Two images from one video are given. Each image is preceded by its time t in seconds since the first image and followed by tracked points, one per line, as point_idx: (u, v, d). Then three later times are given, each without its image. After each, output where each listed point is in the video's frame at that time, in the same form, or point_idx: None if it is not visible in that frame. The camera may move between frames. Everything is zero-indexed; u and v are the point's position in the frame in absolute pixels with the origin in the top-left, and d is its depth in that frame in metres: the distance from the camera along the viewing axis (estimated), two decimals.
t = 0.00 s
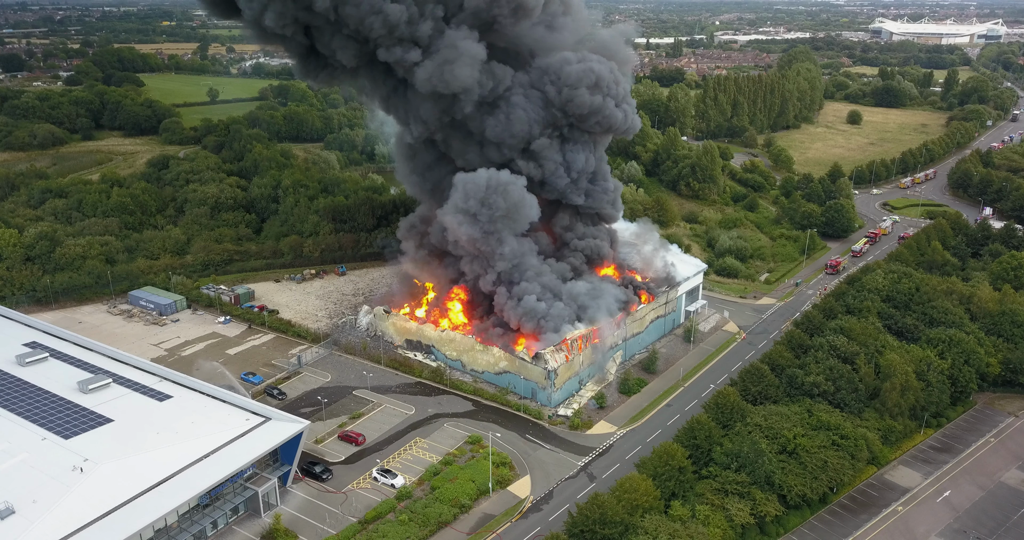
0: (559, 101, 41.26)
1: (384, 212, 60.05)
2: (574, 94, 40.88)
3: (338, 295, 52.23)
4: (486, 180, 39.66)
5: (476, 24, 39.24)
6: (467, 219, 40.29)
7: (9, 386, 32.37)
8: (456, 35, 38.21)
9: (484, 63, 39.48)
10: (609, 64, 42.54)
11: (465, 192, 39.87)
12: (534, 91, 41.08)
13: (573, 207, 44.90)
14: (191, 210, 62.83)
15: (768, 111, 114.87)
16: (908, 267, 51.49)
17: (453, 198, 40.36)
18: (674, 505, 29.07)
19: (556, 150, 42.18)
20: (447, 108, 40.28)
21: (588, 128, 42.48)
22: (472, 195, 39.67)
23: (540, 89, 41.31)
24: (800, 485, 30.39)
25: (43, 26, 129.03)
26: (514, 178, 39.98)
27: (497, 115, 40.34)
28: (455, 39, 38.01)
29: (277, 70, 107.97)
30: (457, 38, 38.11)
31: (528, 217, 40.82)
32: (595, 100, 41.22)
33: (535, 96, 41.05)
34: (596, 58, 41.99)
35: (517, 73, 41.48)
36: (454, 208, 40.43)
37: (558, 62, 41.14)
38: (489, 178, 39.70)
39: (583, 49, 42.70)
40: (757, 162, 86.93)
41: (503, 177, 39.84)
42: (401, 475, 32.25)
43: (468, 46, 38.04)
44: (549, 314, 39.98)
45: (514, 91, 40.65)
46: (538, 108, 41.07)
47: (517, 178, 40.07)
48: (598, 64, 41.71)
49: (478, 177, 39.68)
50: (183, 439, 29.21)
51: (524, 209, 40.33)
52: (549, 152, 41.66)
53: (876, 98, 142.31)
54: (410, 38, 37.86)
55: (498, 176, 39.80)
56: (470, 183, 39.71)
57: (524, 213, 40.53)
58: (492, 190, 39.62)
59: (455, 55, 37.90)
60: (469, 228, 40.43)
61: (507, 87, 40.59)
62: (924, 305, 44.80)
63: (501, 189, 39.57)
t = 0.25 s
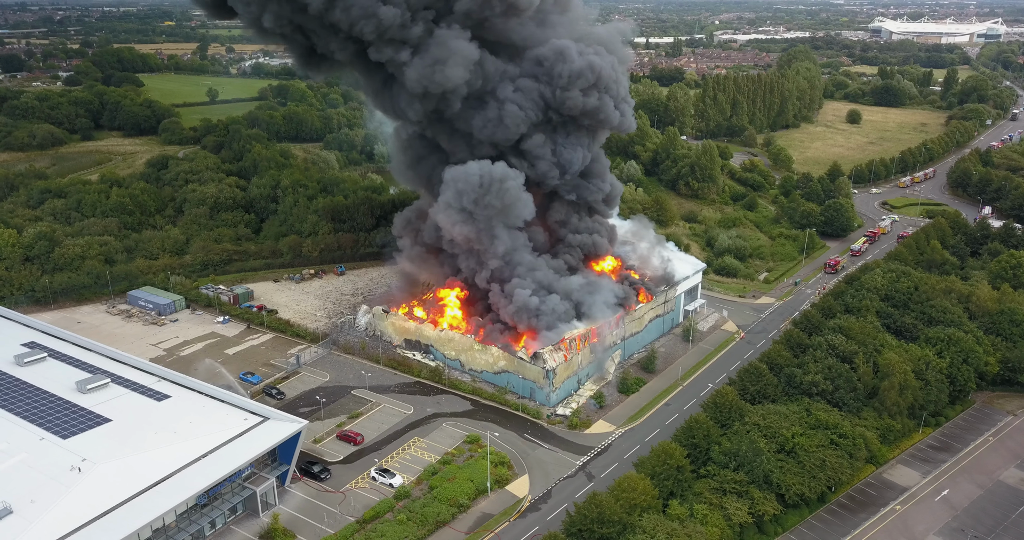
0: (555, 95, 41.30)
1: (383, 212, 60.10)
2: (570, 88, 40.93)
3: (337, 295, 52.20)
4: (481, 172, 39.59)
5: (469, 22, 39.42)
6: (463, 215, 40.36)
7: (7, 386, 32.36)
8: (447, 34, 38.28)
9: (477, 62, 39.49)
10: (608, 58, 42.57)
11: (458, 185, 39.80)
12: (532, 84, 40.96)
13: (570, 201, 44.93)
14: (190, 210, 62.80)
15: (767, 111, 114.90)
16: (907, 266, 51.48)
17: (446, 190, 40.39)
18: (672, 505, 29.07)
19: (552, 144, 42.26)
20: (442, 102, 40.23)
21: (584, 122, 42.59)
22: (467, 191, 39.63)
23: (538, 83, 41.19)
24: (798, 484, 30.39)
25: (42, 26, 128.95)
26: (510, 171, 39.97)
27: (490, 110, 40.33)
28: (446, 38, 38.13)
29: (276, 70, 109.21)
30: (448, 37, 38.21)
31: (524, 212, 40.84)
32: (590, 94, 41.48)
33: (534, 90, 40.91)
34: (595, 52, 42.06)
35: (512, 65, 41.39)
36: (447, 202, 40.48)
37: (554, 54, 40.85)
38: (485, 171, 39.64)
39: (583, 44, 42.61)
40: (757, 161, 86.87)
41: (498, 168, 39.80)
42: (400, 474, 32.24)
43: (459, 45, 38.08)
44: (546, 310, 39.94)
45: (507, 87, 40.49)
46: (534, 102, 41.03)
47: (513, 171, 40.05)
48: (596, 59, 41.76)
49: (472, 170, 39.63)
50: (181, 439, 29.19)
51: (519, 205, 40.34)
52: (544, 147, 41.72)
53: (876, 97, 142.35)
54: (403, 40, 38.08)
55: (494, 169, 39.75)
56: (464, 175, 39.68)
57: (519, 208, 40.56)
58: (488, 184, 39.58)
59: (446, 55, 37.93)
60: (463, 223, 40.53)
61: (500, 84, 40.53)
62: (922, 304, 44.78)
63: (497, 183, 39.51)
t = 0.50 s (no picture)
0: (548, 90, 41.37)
1: (381, 212, 60.12)
2: (564, 84, 40.91)
3: (335, 295, 52.19)
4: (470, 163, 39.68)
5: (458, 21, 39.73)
6: (455, 212, 40.35)
7: (4, 386, 32.35)
8: (436, 33, 38.71)
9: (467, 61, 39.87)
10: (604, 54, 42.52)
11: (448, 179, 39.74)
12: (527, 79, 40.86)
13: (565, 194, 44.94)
14: (188, 210, 62.75)
15: (765, 110, 114.90)
16: (904, 265, 51.48)
17: (436, 183, 40.45)
18: (668, 504, 29.09)
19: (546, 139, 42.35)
20: (432, 97, 40.51)
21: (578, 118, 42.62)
22: (459, 189, 39.68)
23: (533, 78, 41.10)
24: (794, 483, 30.40)
25: (41, 26, 128.79)
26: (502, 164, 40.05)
27: (480, 105, 40.31)
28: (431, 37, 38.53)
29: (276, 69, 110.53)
30: (435, 37, 38.63)
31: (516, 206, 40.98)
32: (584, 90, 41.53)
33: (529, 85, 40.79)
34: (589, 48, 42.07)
35: (504, 57, 41.25)
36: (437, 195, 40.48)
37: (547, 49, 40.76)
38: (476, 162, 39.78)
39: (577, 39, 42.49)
40: (755, 161, 86.91)
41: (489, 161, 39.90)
42: (396, 474, 32.25)
43: (447, 46, 38.50)
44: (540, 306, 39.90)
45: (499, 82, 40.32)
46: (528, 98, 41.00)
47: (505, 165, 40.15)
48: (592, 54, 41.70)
49: (464, 164, 39.63)
50: (177, 439, 29.19)
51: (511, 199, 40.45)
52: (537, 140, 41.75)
53: (874, 97, 142.35)
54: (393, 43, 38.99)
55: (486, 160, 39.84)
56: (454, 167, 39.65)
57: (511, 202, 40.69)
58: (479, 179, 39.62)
59: (434, 56, 38.46)
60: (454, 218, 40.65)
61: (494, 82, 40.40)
62: (919, 303, 44.76)
63: (488, 179, 39.56)
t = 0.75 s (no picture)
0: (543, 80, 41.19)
1: (378, 211, 60.12)
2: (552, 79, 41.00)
3: (331, 295, 52.16)
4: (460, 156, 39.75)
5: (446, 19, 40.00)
6: (446, 209, 40.67)
7: None
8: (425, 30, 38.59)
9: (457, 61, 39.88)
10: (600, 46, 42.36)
11: (438, 174, 39.91)
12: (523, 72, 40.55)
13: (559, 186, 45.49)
14: (185, 210, 62.68)
15: (764, 110, 114.92)
16: (900, 265, 51.47)
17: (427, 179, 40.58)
18: (662, 503, 29.13)
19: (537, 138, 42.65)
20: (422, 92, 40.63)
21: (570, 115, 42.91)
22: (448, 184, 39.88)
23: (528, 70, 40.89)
24: (789, 482, 30.44)
25: (40, 26, 128.69)
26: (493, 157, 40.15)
27: (468, 102, 40.43)
28: (419, 33, 38.59)
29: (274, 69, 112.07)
30: (424, 35, 38.62)
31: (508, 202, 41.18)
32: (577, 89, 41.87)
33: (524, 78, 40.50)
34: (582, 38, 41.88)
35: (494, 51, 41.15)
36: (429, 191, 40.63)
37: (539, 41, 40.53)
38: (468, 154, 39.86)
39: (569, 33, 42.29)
40: (753, 161, 87.13)
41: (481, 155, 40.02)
42: (391, 474, 32.25)
43: (435, 44, 38.45)
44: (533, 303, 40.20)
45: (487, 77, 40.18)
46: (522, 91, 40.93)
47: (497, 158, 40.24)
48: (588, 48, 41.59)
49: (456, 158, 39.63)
50: (171, 438, 29.20)
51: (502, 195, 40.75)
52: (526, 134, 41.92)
53: (873, 96, 142.34)
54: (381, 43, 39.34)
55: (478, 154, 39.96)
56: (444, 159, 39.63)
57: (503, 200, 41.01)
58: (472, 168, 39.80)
59: (422, 55, 38.47)
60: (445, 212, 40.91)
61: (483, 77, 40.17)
62: (915, 303, 44.74)
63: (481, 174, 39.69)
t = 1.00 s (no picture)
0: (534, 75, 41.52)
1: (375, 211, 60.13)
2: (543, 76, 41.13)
3: (327, 294, 52.16)
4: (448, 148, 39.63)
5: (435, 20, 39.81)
6: (435, 201, 40.69)
7: None
8: (413, 29, 38.35)
9: (444, 60, 39.81)
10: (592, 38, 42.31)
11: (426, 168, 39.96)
12: (513, 65, 40.52)
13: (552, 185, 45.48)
14: (181, 210, 62.63)
15: (762, 109, 114.92)
16: (896, 264, 51.47)
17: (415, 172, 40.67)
18: (655, 502, 29.15)
19: (526, 132, 42.77)
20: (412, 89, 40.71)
21: (562, 111, 42.94)
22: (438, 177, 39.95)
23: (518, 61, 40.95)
24: (782, 481, 30.45)
25: (40, 26, 128.66)
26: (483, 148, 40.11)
27: (459, 99, 40.42)
28: (408, 35, 38.21)
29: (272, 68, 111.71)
30: (411, 37, 38.25)
31: (498, 194, 41.20)
32: (566, 83, 41.92)
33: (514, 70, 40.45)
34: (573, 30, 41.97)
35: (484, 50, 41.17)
36: (417, 183, 40.68)
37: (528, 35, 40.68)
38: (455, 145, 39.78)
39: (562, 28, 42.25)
40: (750, 160, 87.24)
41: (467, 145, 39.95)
42: (384, 473, 32.26)
43: (424, 45, 38.36)
44: (524, 298, 40.13)
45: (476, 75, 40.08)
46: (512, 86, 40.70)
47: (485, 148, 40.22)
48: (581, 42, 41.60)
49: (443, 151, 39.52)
50: (164, 438, 29.19)
51: (491, 187, 40.74)
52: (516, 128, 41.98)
53: (872, 96, 142.32)
54: (367, 43, 38.88)
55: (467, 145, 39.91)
56: (432, 150, 39.59)
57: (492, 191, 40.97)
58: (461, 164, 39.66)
59: (411, 56, 38.36)
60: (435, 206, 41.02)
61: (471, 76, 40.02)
62: (911, 302, 44.74)
63: (469, 166, 39.65)
